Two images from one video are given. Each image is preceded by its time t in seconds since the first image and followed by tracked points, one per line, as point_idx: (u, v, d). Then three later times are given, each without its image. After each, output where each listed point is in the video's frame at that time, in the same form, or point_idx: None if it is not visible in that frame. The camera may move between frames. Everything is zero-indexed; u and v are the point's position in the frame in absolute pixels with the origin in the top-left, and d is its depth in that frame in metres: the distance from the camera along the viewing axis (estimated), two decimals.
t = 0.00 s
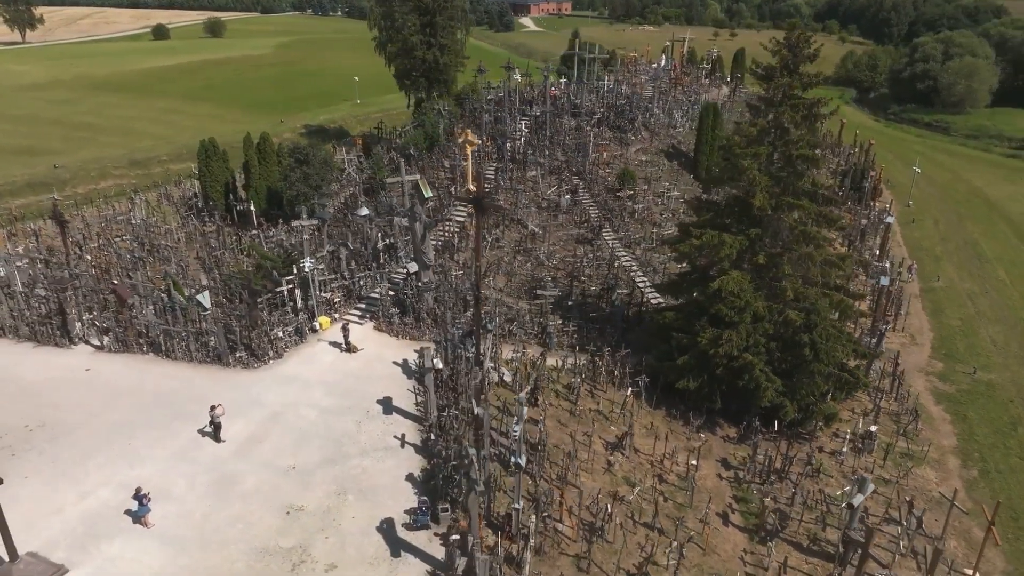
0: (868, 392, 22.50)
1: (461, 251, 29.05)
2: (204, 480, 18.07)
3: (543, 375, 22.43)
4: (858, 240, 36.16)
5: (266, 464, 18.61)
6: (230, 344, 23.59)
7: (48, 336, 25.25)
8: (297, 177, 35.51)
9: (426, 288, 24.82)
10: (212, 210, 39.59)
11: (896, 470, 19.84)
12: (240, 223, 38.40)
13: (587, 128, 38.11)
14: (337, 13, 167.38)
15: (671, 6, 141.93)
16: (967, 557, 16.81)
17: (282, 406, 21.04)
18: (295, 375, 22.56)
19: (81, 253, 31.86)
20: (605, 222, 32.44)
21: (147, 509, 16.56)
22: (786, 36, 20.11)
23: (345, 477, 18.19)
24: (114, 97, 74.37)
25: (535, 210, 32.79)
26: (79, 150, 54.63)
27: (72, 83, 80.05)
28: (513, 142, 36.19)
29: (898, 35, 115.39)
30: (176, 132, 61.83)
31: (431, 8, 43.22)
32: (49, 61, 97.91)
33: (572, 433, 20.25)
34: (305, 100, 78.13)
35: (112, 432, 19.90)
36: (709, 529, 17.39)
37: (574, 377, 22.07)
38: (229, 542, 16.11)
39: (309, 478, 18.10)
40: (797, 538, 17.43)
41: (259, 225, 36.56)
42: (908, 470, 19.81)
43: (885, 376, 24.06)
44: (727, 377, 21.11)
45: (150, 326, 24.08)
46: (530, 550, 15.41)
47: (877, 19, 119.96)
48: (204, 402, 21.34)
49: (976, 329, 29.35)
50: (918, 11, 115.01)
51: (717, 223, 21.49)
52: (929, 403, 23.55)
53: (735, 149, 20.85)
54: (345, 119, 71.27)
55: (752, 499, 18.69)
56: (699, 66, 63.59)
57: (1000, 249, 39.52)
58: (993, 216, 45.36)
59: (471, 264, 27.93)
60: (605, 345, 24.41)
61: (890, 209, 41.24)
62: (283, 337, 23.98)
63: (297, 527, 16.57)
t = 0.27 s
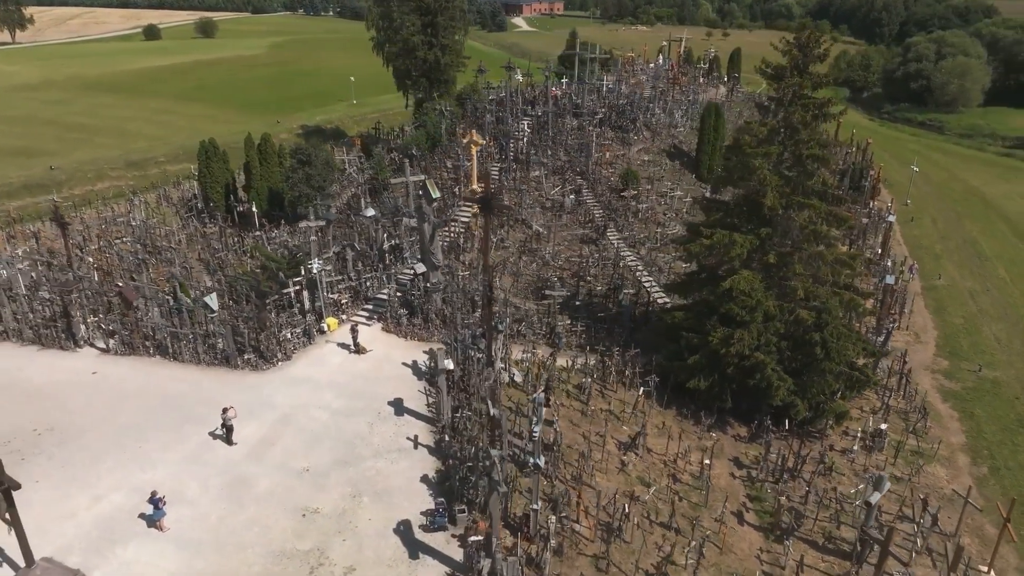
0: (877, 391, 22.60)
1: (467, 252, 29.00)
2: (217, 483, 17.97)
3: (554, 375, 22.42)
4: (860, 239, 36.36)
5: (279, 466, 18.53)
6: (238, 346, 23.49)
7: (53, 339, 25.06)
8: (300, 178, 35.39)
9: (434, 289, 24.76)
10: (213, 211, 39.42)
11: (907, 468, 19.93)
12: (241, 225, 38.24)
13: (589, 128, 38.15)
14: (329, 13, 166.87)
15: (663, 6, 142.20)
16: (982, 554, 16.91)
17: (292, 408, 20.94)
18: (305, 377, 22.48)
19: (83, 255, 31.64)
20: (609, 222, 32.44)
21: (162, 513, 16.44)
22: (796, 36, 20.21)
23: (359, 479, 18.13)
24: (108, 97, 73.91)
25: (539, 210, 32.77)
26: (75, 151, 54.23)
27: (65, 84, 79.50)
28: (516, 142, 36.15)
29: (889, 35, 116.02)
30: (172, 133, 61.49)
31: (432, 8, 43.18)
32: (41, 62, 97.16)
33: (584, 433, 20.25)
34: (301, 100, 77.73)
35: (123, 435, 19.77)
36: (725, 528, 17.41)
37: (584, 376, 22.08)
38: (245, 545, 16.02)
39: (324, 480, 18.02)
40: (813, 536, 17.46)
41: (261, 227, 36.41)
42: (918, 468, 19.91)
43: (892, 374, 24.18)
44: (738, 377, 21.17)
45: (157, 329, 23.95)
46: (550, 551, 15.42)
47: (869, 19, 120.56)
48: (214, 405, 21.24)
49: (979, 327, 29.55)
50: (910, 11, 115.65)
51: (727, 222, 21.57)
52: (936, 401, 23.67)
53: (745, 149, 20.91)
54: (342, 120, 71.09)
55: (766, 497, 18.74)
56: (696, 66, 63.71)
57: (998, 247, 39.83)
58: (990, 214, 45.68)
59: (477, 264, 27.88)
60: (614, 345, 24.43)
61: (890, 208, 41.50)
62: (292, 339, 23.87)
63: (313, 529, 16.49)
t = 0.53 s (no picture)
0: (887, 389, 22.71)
1: (473, 252, 28.95)
2: (232, 486, 17.88)
3: (565, 375, 22.41)
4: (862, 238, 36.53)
5: (294, 469, 18.45)
6: (247, 348, 23.37)
7: (59, 342, 24.88)
8: (302, 178, 35.25)
9: (444, 289, 24.70)
10: (214, 212, 39.19)
11: (919, 465, 20.03)
12: (243, 225, 38.05)
13: (592, 128, 38.17)
14: (321, 13, 166.32)
15: (655, 6, 142.40)
16: (997, 551, 17.01)
17: (304, 410, 20.86)
18: (316, 379, 22.39)
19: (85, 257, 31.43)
20: (614, 222, 32.45)
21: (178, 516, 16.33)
22: (807, 36, 20.32)
23: (374, 481, 18.06)
24: (103, 98, 73.42)
25: (543, 210, 32.77)
26: (71, 152, 53.84)
27: (58, 84, 78.90)
28: (519, 141, 36.12)
29: (881, 35, 116.64)
30: (169, 134, 61.15)
31: (434, 8, 43.12)
32: (32, 62, 96.34)
33: (598, 434, 20.26)
34: (297, 101, 77.38)
35: (134, 439, 19.66)
36: (741, 527, 17.44)
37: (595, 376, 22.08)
38: (264, 549, 15.94)
39: (339, 482, 17.96)
40: (829, 534, 17.48)
41: (263, 228, 36.25)
42: (930, 465, 20.01)
43: (900, 372, 24.29)
44: (750, 376, 21.23)
45: (165, 331, 23.81)
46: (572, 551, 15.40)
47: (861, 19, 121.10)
48: (225, 407, 21.13)
49: (982, 325, 29.73)
50: (901, 10, 116.23)
51: (739, 223, 21.64)
52: (944, 399, 23.80)
53: (756, 149, 20.97)
54: (339, 120, 70.89)
55: (780, 496, 18.80)
56: (693, 65, 63.85)
57: (997, 245, 40.12)
58: (988, 213, 45.98)
59: (484, 265, 27.84)
60: (624, 345, 24.44)
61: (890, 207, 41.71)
62: (301, 341, 23.75)
63: (331, 532, 16.43)
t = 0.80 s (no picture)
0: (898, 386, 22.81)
1: (480, 252, 28.90)
2: (247, 489, 17.79)
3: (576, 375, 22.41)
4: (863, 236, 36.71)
5: (309, 471, 18.37)
6: (256, 350, 23.26)
7: (65, 346, 24.71)
8: (305, 179, 35.13)
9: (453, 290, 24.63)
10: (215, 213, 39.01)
11: (931, 463, 20.13)
12: (245, 227, 37.88)
13: (594, 128, 38.20)
14: (313, 13, 165.71)
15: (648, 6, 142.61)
16: (1012, 547, 17.11)
17: (316, 412, 20.77)
18: (327, 381, 22.30)
19: (88, 260, 31.22)
20: (619, 222, 32.46)
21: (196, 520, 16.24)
22: (817, 37, 20.47)
23: (391, 482, 18.00)
24: (97, 99, 72.88)
25: (548, 210, 32.75)
26: (67, 153, 53.44)
27: (51, 85, 78.30)
28: (523, 142, 36.08)
29: (872, 35, 117.29)
30: (165, 135, 60.80)
31: (436, 8, 43.10)
32: (23, 63, 95.54)
33: (612, 434, 20.27)
34: (293, 102, 77.01)
35: (146, 442, 19.54)
36: (758, 526, 17.48)
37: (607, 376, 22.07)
38: (283, 552, 15.87)
39: (355, 484, 17.90)
40: (845, 532, 17.54)
41: (266, 229, 36.10)
42: (942, 463, 20.12)
43: (908, 370, 24.41)
44: (762, 375, 21.28)
45: (173, 333, 23.66)
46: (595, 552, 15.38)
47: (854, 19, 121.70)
48: (237, 410, 21.03)
49: (986, 322, 29.92)
50: (893, 10, 116.91)
51: (750, 222, 21.70)
52: (952, 396, 23.93)
53: (768, 148, 21.03)
54: (336, 120, 70.68)
55: (795, 494, 18.85)
56: (691, 65, 63.96)
57: (997, 243, 40.41)
58: (986, 211, 46.30)
59: (492, 265, 27.80)
60: (634, 345, 24.46)
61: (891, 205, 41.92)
62: (311, 342, 23.65)
63: (349, 534, 16.36)
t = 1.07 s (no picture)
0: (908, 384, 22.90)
1: (487, 252, 28.87)
2: (263, 491, 17.70)
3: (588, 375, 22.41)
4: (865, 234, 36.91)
5: (325, 473, 18.30)
6: (266, 352, 23.19)
7: (72, 348, 24.56)
8: (309, 180, 35.00)
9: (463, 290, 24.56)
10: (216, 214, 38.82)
11: (942, 460, 20.24)
12: (247, 228, 37.72)
13: (597, 128, 38.25)
14: (304, 13, 165.16)
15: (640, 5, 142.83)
16: None
17: (329, 414, 20.68)
18: (338, 382, 22.21)
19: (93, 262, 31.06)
20: (624, 221, 32.49)
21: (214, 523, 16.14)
22: (828, 37, 20.62)
23: (407, 484, 17.94)
24: (91, 99, 72.39)
25: (553, 210, 32.75)
26: (63, 154, 53.07)
27: (44, 86, 77.71)
28: (526, 141, 36.07)
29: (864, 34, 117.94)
30: (162, 135, 60.48)
31: (438, 8, 43.17)
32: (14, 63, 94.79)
33: (626, 433, 20.28)
34: (290, 102, 76.65)
35: (159, 445, 19.43)
36: (776, 524, 17.52)
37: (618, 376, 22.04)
38: (302, 555, 15.79)
39: (372, 486, 17.84)
40: (862, 530, 17.60)
41: (269, 230, 35.95)
42: (954, 460, 20.23)
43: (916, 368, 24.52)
44: (774, 373, 21.35)
45: (182, 335, 23.56)
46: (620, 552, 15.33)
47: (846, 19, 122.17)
48: (249, 411, 20.90)
49: (989, 320, 30.12)
50: (885, 9, 117.55)
51: (761, 221, 21.77)
52: (960, 394, 24.07)
53: (779, 148, 21.10)
54: (333, 120, 70.50)
55: (810, 492, 18.91)
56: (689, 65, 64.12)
57: (997, 241, 40.65)
58: (984, 209, 46.61)
59: (500, 266, 27.76)
60: (644, 344, 24.48)
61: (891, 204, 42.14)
62: (321, 343, 23.55)
63: (368, 536, 16.29)
